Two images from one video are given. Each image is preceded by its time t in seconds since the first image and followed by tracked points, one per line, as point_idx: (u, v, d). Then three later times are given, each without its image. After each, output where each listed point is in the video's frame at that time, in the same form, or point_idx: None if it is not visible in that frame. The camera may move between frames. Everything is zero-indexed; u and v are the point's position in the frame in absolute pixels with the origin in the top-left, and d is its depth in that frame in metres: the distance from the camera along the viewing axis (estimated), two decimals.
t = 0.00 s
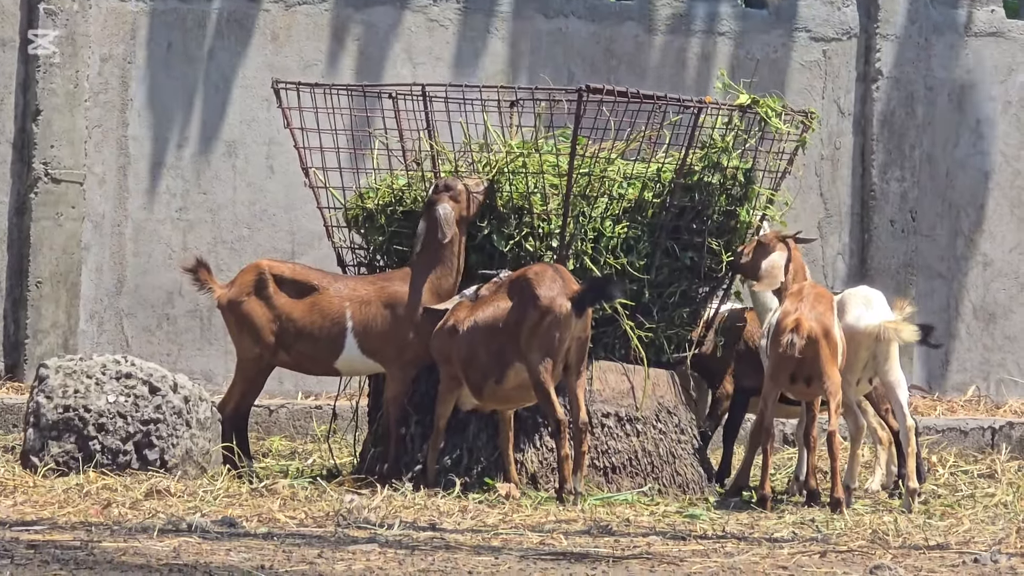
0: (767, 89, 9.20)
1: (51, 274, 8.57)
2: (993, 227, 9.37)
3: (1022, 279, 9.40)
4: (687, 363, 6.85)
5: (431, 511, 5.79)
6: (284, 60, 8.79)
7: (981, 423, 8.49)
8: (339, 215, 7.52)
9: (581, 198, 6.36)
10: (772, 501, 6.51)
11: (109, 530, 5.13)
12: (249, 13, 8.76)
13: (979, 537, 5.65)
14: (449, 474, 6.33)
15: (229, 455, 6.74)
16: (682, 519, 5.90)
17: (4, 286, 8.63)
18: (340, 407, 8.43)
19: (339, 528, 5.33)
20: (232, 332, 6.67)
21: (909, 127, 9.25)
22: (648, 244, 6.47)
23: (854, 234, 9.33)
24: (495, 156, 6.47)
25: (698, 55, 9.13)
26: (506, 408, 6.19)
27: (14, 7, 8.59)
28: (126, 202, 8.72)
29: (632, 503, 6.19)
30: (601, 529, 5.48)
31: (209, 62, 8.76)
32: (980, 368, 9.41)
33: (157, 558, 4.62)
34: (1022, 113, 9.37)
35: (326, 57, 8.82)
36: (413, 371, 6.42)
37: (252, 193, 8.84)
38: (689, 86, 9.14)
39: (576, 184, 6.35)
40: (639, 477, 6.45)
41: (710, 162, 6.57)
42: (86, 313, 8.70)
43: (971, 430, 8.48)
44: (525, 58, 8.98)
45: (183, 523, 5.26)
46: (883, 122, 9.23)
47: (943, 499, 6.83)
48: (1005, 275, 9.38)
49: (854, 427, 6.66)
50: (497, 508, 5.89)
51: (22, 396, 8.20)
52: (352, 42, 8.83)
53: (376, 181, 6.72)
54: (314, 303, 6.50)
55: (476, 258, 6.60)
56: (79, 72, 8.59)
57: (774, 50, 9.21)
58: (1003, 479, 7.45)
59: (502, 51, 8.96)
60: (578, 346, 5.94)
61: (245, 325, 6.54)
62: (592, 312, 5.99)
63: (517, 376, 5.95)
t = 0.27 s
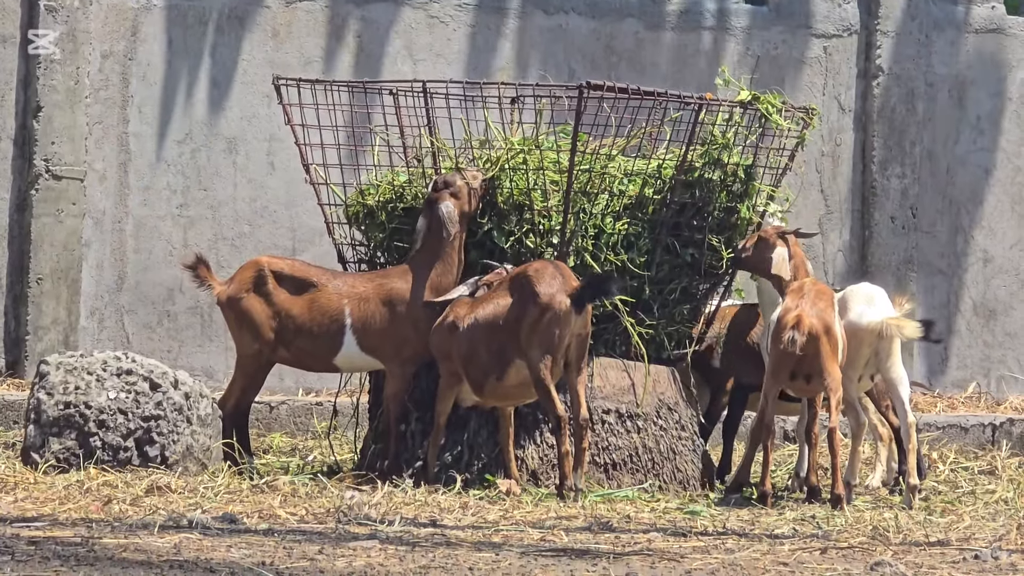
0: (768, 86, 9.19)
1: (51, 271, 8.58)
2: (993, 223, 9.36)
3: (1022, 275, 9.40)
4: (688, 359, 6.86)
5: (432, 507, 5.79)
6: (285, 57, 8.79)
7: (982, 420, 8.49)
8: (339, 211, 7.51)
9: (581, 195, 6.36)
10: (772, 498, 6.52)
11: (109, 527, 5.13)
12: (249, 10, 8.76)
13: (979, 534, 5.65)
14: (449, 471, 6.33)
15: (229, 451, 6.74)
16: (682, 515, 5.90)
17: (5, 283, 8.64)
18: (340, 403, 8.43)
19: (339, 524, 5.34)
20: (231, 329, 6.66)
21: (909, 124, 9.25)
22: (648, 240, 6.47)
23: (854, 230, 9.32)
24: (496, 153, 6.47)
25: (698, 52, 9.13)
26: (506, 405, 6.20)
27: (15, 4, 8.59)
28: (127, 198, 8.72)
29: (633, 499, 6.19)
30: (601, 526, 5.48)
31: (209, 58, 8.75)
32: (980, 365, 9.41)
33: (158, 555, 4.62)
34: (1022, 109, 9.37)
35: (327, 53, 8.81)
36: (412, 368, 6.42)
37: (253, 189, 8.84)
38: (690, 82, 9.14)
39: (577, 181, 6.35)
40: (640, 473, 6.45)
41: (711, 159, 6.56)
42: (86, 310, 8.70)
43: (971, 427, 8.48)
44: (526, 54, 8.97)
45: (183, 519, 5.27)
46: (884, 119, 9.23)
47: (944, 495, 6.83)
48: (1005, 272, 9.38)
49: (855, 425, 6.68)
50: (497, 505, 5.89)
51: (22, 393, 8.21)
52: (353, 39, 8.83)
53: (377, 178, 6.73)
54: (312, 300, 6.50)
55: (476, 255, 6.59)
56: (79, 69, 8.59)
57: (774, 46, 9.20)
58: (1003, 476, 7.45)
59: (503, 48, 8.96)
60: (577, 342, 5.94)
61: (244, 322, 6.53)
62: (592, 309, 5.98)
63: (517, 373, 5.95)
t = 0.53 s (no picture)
0: (768, 83, 9.19)
1: (52, 268, 8.57)
2: (994, 221, 9.36)
3: (1023, 273, 9.40)
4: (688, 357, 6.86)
5: (432, 505, 5.79)
6: (285, 54, 8.79)
7: (982, 417, 8.49)
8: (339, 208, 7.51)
9: (582, 192, 6.35)
10: (773, 495, 6.51)
11: (110, 524, 5.13)
12: (250, 7, 8.76)
13: (980, 532, 5.65)
14: (450, 468, 6.33)
15: (230, 448, 6.74)
16: (683, 513, 5.90)
17: (5, 280, 8.63)
18: (340, 401, 8.43)
19: (340, 522, 5.34)
20: (230, 326, 6.67)
21: (910, 121, 9.24)
22: (649, 238, 6.47)
23: (855, 228, 9.32)
24: (496, 151, 6.45)
25: (699, 49, 9.12)
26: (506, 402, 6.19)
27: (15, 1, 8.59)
28: (127, 196, 8.71)
29: (633, 497, 6.18)
30: (602, 523, 5.48)
31: (210, 56, 8.75)
32: (980, 362, 9.41)
33: (158, 552, 4.62)
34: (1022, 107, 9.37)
35: (327, 51, 8.81)
36: (412, 366, 6.42)
37: (253, 187, 8.84)
38: (690, 80, 9.13)
39: (577, 178, 6.34)
40: (640, 471, 6.45)
41: (711, 157, 6.56)
42: (86, 308, 8.70)
43: (971, 424, 8.48)
44: (526, 52, 8.97)
45: (184, 517, 5.27)
46: (884, 116, 9.22)
47: (944, 493, 6.84)
48: (1005, 269, 9.38)
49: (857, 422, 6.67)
50: (498, 503, 5.89)
51: (23, 390, 8.21)
52: (353, 37, 8.82)
53: (377, 176, 6.73)
54: (311, 298, 6.50)
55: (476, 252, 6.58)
56: (80, 66, 8.58)
57: (775, 44, 9.19)
58: (1003, 474, 7.45)
59: (503, 45, 8.96)
60: (578, 340, 5.94)
61: (243, 320, 6.53)
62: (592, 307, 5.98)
63: (517, 370, 5.95)
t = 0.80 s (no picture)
0: (768, 82, 9.19)
1: (51, 267, 8.57)
2: (993, 220, 9.36)
3: (1022, 271, 9.40)
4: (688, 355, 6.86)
5: (432, 504, 5.79)
6: (284, 53, 8.79)
7: (982, 416, 8.49)
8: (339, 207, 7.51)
9: (581, 191, 6.35)
10: (772, 494, 6.51)
11: (109, 523, 5.13)
12: (249, 6, 8.75)
13: (979, 530, 5.65)
14: (449, 467, 6.33)
15: (229, 447, 6.74)
16: (683, 511, 5.90)
17: (5, 279, 8.64)
18: (340, 400, 8.43)
19: (339, 521, 5.34)
20: (229, 325, 6.67)
21: (909, 120, 9.22)
22: (648, 237, 6.47)
23: (854, 226, 9.33)
24: (495, 150, 6.44)
25: (698, 48, 9.12)
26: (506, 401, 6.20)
27: None
28: (127, 194, 8.72)
29: (633, 495, 6.18)
30: (601, 522, 5.48)
31: (210, 55, 8.75)
32: (980, 361, 9.40)
33: (158, 551, 4.63)
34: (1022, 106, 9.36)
35: (327, 50, 8.81)
36: (411, 364, 6.42)
37: (253, 186, 8.83)
38: (690, 79, 9.13)
39: (576, 177, 6.34)
40: (640, 469, 6.45)
41: (710, 155, 6.56)
42: (86, 306, 8.70)
43: (971, 423, 8.48)
44: (525, 50, 8.97)
45: (183, 515, 5.27)
46: (883, 115, 9.22)
47: (944, 491, 6.83)
48: (1005, 268, 9.38)
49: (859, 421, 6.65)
50: (497, 501, 5.89)
51: (22, 390, 8.21)
52: (353, 35, 8.82)
53: (377, 175, 6.74)
54: (310, 296, 6.50)
55: (476, 251, 6.59)
56: (79, 65, 8.58)
57: (774, 43, 9.19)
58: (1003, 473, 7.45)
59: (502, 44, 8.96)
60: (577, 339, 5.94)
61: (242, 318, 6.54)
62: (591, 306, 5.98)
63: (516, 369, 5.95)
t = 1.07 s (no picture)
0: (767, 80, 9.19)
1: (50, 265, 8.57)
2: (992, 218, 9.35)
3: (1021, 269, 9.40)
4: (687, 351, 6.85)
5: (431, 502, 5.79)
6: (283, 51, 8.79)
7: (981, 414, 8.49)
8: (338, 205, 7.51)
9: (580, 189, 6.35)
10: (771, 492, 6.52)
11: (108, 521, 5.13)
12: (248, 4, 8.76)
13: (978, 528, 5.65)
14: (448, 465, 6.33)
15: (228, 445, 6.74)
16: (682, 510, 5.90)
17: (4, 277, 8.64)
18: (339, 398, 8.43)
19: (338, 519, 5.34)
20: (228, 323, 6.67)
21: (908, 118, 9.23)
22: (647, 235, 6.47)
23: (853, 224, 9.34)
24: (494, 148, 6.46)
25: (697, 46, 9.13)
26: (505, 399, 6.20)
27: None
28: (126, 193, 8.71)
29: (632, 494, 6.19)
30: (600, 520, 5.49)
31: (209, 53, 8.75)
32: (979, 359, 9.40)
33: (157, 549, 4.63)
34: (1021, 104, 9.34)
35: (325, 48, 8.81)
36: (410, 362, 6.42)
37: (252, 184, 8.83)
38: (689, 77, 9.13)
39: (575, 175, 6.35)
40: (638, 468, 6.45)
41: (709, 153, 6.56)
42: (85, 305, 8.70)
43: (970, 421, 8.48)
44: (524, 49, 8.97)
45: (182, 513, 5.27)
46: (882, 114, 9.24)
47: (943, 489, 6.84)
48: (1004, 266, 9.38)
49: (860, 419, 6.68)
50: (497, 499, 5.89)
51: (21, 388, 8.21)
52: (352, 34, 8.82)
53: (376, 173, 6.74)
54: (308, 295, 6.50)
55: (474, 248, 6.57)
56: (78, 64, 8.58)
57: (773, 41, 9.19)
58: (1002, 470, 7.45)
59: (501, 42, 8.96)
60: (575, 337, 5.94)
61: (240, 317, 6.54)
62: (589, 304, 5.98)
63: (515, 367, 5.95)
